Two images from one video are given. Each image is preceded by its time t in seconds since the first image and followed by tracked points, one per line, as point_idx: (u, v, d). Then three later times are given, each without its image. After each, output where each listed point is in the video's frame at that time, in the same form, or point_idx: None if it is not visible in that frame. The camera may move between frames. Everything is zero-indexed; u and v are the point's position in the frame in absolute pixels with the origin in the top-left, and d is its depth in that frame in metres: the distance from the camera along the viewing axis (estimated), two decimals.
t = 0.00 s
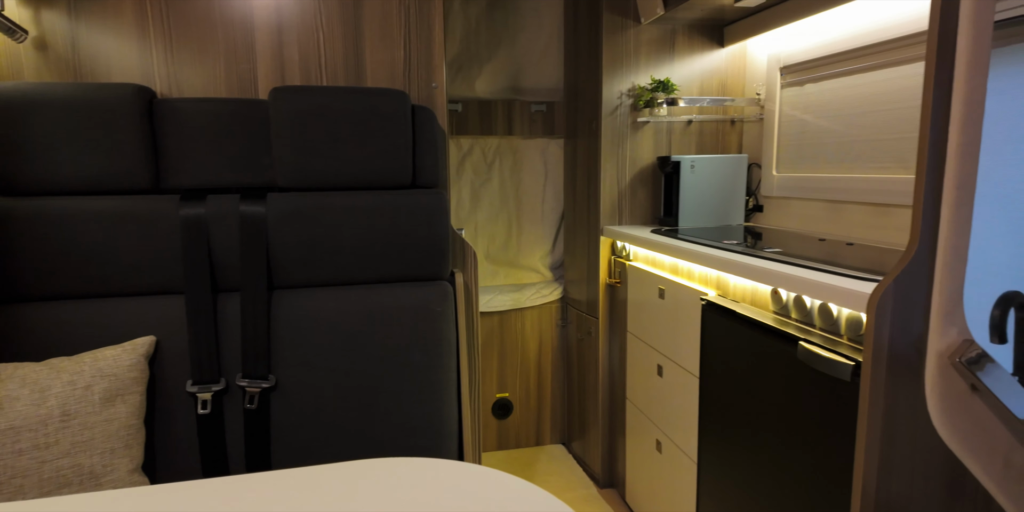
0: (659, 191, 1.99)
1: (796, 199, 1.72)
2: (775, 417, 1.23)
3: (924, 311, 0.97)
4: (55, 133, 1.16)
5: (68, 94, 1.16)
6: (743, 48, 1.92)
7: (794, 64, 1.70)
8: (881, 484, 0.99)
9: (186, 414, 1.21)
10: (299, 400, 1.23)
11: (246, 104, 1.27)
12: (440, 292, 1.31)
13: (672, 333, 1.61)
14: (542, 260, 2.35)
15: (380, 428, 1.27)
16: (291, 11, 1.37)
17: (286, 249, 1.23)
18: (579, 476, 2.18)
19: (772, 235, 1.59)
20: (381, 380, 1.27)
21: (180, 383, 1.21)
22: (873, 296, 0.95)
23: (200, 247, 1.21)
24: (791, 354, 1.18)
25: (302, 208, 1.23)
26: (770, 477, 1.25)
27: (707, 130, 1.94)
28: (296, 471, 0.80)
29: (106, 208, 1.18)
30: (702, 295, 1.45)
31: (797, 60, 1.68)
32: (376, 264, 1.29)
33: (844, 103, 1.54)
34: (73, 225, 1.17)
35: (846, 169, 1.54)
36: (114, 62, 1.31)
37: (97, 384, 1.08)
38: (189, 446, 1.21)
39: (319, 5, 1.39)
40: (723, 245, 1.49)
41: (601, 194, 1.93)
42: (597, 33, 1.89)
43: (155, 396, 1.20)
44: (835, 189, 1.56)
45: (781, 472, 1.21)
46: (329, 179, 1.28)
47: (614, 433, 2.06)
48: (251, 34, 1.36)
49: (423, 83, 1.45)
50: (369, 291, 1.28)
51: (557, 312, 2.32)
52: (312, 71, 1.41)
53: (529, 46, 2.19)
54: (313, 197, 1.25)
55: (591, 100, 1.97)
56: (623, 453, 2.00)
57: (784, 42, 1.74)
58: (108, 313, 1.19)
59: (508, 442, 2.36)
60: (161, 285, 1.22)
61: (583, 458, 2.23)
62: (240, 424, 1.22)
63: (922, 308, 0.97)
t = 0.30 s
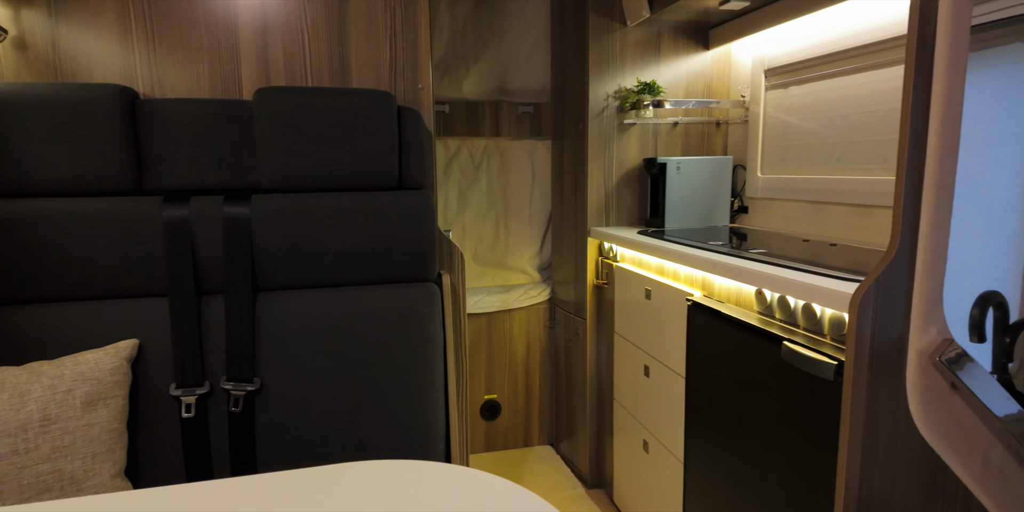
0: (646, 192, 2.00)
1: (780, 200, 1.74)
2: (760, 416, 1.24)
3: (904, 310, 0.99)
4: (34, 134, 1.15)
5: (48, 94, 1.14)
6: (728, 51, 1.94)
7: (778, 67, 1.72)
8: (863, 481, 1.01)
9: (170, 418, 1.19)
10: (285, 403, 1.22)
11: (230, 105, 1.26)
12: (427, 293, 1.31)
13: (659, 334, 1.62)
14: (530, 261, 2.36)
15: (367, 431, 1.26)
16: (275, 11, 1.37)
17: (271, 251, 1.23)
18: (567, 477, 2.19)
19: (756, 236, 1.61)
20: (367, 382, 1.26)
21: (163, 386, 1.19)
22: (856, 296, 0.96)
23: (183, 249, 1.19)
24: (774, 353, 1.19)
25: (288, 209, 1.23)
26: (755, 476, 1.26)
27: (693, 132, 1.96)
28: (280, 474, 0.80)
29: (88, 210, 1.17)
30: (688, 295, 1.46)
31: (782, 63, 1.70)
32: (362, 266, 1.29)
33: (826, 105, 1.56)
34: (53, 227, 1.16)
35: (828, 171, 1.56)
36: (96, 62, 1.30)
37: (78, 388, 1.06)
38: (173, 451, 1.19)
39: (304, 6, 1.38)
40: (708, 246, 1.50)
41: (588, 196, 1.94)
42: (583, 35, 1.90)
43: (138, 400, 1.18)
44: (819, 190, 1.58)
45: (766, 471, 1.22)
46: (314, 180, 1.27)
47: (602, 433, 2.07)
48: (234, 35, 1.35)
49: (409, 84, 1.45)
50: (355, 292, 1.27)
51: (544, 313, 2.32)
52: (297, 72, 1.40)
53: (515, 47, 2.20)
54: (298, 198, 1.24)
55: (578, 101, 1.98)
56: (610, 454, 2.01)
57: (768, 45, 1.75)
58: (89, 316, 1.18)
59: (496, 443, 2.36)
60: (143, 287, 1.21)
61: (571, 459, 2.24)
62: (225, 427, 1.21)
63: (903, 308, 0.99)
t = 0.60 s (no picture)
0: (634, 193, 2.01)
1: (766, 201, 1.76)
2: (745, 416, 1.25)
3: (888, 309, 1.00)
4: (14, 134, 1.13)
5: (27, 94, 1.13)
6: (714, 53, 1.96)
7: (764, 69, 1.73)
8: (847, 481, 1.01)
9: (152, 422, 1.18)
10: (270, 406, 1.21)
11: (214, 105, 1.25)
12: (414, 295, 1.31)
13: (646, 334, 1.62)
14: (519, 263, 2.36)
15: (353, 434, 1.25)
16: (260, 11, 1.36)
17: (256, 253, 1.22)
18: (556, 478, 2.19)
19: (742, 236, 1.62)
20: (354, 384, 1.25)
21: (145, 390, 1.18)
22: (838, 298, 0.98)
23: (167, 251, 1.18)
24: (759, 353, 1.20)
25: (274, 211, 1.22)
26: (741, 476, 1.26)
27: (680, 133, 1.97)
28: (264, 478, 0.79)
29: (69, 212, 1.15)
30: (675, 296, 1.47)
31: (768, 65, 1.71)
32: (349, 267, 1.28)
33: (811, 107, 1.57)
34: (34, 228, 1.14)
35: (814, 172, 1.57)
36: (78, 62, 1.28)
37: (59, 392, 1.04)
38: (156, 455, 1.18)
39: (289, 6, 1.38)
40: (695, 246, 1.51)
41: (576, 197, 1.94)
42: (571, 37, 1.91)
43: (120, 404, 1.17)
44: (804, 191, 1.59)
45: (752, 470, 1.23)
46: (300, 181, 1.26)
47: (590, 434, 2.07)
48: (219, 34, 1.34)
49: (396, 85, 1.45)
50: (341, 294, 1.27)
51: (533, 314, 2.32)
52: (282, 73, 1.39)
53: (503, 49, 2.20)
54: (282, 199, 1.23)
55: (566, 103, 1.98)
56: (599, 454, 2.01)
57: (754, 47, 1.77)
58: (69, 319, 1.16)
59: (485, 445, 2.36)
60: (125, 289, 1.19)
61: (560, 460, 2.24)
62: (209, 431, 1.20)
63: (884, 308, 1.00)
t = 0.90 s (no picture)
0: (623, 195, 2.02)
1: (754, 203, 1.77)
2: (733, 416, 1.26)
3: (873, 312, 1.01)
4: None
5: (10, 94, 1.11)
6: (702, 55, 1.97)
7: (751, 72, 1.75)
8: (833, 480, 1.02)
9: (138, 426, 1.17)
10: (258, 409, 1.20)
11: (201, 106, 1.24)
12: (403, 297, 1.30)
13: (636, 336, 1.63)
14: (509, 264, 2.36)
15: (342, 436, 1.25)
16: (247, 12, 1.35)
17: (243, 255, 1.21)
18: (547, 479, 2.19)
19: (730, 237, 1.63)
20: (342, 387, 1.25)
21: (131, 394, 1.17)
22: (825, 298, 0.98)
23: (152, 253, 1.17)
24: (746, 354, 1.21)
25: (261, 213, 1.21)
26: (729, 476, 1.27)
27: (669, 135, 1.99)
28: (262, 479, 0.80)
29: (52, 214, 1.14)
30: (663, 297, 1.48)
31: (755, 67, 1.73)
32: (337, 270, 1.28)
33: (798, 109, 1.59)
34: (16, 231, 1.13)
35: (800, 173, 1.58)
36: (62, 63, 1.27)
37: (42, 397, 1.02)
38: (142, 459, 1.17)
39: (277, 7, 1.37)
40: (683, 248, 1.52)
41: (566, 199, 1.95)
42: (560, 39, 1.91)
43: (105, 408, 1.15)
44: (791, 192, 1.61)
45: (740, 470, 1.23)
46: (287, 183, 1.26)
47: (580, 435, 2.07)
48: (205, 35, 1.33)
49: (384, 87, 1.45)
50: (329, 297, 1.26)
51: (523, 315, 2.33)
52: (269, 74, 1.39)
53: (493, 50, 2.20)
54: (270, 201, 1.23)
55: (555, 105, 1.99)
56: (589, 455, 2.02)
57: (741, 50, 1.78)
58: (53, 322, 1.15)
59: (476, 447, 2.36)
60: (110, 292, 1.18)
61: (550, 461, 2.24)
62: (196, 435, 1.19)
63: (869, 310, 1.01)
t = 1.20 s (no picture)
0: (614, 196, 2.02)
1: (743, 204, 1.79)
2: (722, 417, 1.27)
3: (859, 311, 1.03)
4: None
5: None
6: (692, 58, 1.98)
7: (740, 74, 1.76)
8: (822, 479, 1.03)
9: (126, 430, 1.16)
10: (247, 412, 1.20)
11: (189, 107, 1.23)
12: (394, 299, 1.30)
13: (626, 336, 1.63)
14: (500, 265, 2.37)
15: (332, 439, 1.25)
16: (236, 12, 1.35)
17: (232, 256, 1.20)
18: (538, 481, 2.19)
19: (720, 239, 1.64)
20: (333, 389, 1.24)
21: (118, 397, 1.16)
22: (812, 299, 0.99)
23: (140, 255, 1.16)
24: (735, 354, 1.21)
25: (251, 215, 1.21)
26: (719, 476, 1.28)
27: (659, 137, 2.00)
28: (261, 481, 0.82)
29: (38, 215, 1.13)
30: (654, 298, 1.49)
31: (744, 69, 1.74)
32: (328, 272, 1.27)
33: (786, 112, 1.60)
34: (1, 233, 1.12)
35: (789, 175, 1.60)
36: (48, 63, 1.26)
37: (28, 400, 1.01)
38: (130, 463, 1.16)
39: (266, 8, 1.37)
40: (673, 249, 1.53)
41: (557, 200, 1.95)
42: (550, 40, 1.92)
43: (92, 411, 1.14)
44: (780, 194, 1.62)
45: (730, 470, 1.24)
46: (277, 185, 1.25)
47: (572, 436, 2.08)
48: (193, 36, 1.32)
49: (375, 88, 1.45)
50: (320, 298, 1.26)
51: (514, 317, 2.33)
52: (259, 75, 1.38)
53: (484, 52, 2.20)
54: (260, 203, 1.22)
55: (546, 106, 1.99)
56: (580, 456, 2.02)
57: (731, 52, 1.79)
58: (39, 325, 1.13)
59: (467, 448, 2.35)
60: (97, 294, 1.17)
61: (542, 463, 2.24)
62: (184, 438, 1.18)
63: (856, 309, 1.02)
